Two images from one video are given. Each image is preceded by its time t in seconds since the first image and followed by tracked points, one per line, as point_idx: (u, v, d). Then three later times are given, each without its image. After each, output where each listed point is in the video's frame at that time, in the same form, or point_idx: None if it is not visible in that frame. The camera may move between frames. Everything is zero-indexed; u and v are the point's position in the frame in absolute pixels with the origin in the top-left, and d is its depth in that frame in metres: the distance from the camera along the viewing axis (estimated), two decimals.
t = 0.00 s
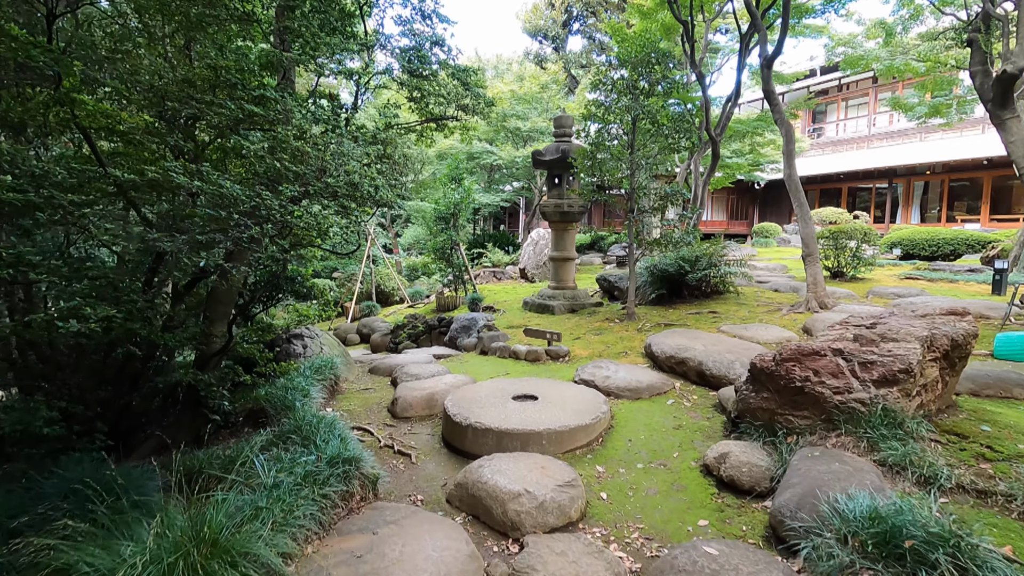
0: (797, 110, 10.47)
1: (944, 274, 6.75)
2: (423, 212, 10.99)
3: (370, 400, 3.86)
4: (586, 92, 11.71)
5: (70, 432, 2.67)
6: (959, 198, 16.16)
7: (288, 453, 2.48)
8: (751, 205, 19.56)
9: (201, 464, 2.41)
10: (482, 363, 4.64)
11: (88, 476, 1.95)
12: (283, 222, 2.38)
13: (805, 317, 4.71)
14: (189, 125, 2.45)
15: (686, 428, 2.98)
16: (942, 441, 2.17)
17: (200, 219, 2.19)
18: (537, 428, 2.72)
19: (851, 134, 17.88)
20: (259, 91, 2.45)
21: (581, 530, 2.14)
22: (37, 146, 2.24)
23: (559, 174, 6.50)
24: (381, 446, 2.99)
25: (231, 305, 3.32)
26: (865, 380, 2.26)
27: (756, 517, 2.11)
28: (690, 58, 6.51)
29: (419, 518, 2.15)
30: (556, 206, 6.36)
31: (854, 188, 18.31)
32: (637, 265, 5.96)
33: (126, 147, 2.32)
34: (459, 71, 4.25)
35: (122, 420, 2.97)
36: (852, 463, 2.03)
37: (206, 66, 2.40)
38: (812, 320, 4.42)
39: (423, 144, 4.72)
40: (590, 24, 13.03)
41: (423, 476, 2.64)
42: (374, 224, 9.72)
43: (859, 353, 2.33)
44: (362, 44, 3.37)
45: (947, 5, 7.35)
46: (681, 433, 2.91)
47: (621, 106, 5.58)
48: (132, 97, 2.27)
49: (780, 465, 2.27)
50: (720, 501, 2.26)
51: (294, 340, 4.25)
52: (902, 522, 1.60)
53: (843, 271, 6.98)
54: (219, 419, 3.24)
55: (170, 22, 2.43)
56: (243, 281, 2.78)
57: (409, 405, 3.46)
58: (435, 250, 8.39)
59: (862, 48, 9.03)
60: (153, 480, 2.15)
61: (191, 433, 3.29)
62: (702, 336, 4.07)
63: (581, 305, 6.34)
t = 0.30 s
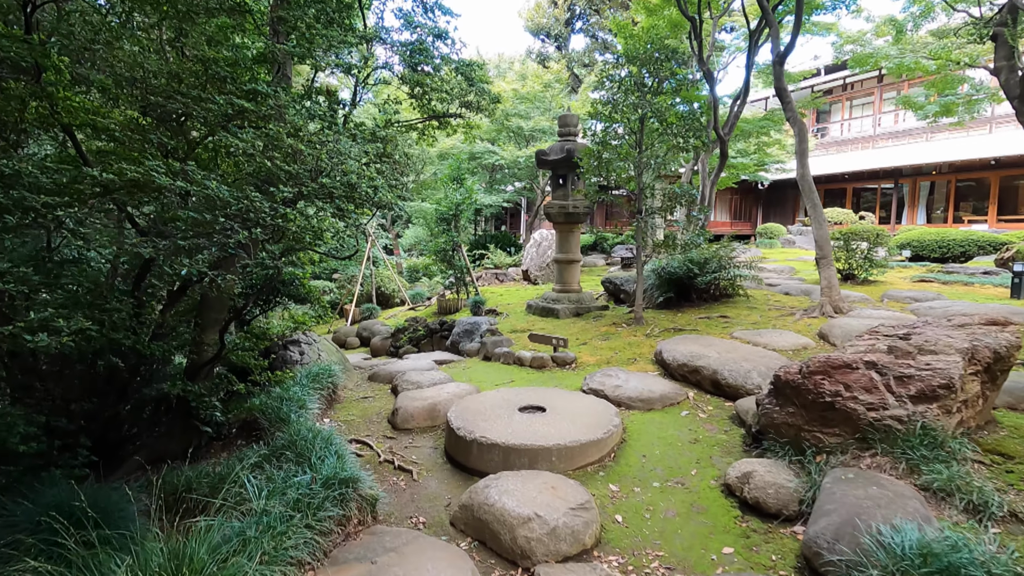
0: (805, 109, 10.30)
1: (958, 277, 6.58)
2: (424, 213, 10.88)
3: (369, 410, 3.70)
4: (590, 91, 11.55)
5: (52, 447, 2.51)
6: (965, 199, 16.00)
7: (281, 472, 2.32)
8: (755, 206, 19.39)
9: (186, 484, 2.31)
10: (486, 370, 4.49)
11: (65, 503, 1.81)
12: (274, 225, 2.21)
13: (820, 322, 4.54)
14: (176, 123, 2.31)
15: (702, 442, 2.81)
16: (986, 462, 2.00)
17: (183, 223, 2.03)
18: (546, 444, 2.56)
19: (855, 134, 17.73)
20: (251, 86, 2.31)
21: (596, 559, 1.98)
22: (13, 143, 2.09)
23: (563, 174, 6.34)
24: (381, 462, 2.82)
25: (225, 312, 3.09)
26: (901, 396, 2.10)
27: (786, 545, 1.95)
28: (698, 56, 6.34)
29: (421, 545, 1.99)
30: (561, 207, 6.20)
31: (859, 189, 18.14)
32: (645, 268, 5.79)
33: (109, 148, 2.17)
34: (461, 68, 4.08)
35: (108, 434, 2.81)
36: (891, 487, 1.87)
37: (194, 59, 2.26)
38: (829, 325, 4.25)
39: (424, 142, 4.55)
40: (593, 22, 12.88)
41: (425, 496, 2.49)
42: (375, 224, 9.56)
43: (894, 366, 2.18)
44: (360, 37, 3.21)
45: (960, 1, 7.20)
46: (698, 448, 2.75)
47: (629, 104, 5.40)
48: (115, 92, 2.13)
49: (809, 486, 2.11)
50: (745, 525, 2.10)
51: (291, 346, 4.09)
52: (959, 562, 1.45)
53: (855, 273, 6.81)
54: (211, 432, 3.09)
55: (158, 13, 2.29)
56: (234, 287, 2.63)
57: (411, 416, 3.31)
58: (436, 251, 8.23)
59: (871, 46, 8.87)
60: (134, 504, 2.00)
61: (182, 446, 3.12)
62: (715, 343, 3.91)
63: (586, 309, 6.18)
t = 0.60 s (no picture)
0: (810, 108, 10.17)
1: (970, 277, 6.45)
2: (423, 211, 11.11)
3: (369, 416, 3.56)
4: (592, 89, 11.42)
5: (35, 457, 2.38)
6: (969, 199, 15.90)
7: (275, 486, 2.19)
8: (757, 206, 19.27)
9: (178, 497, 2.19)
10: (489, 373, 4.36)
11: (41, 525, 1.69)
12: (267, 222, 2.07)
13: (834, 324, 4.41)
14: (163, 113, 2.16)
15: (719, 452, 2.68)
16: None
17: (168, 220, 1.88)
18: (556, 454, 2.43)
19: (858, 133, 17.61)
20: (242, 73, 2.16)
21: None
22: None
23: (567, 172, 6.20)
24: (381, 472, 2.69)
25: (217, 315, 3.03)
26: (938, 405, 1.96)
27: (818, 566, 1.82)
28: (705, 52, 6.20)
29: (425, 565, 1.86)
30: (565, 206, 6.07)
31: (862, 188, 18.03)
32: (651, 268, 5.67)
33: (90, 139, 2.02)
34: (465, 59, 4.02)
35: (94, 441, 2.68)
36: (932, 505, 1.73)
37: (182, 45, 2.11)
38: (843, 327, 4.12)
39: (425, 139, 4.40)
40: (594, 20, 12.76)
41: (428, 509, 2.35)
42: (374, 223, 9.42)
43: (929, 373, 2.04)
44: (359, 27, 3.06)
45: None
46: (715, 458, 2.62)
47: (636, 99, 5.24)
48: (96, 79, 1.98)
49: (839, 502, 1.98)
50: (770, 543, 1.96)
51: (287, 349, 3.96)
52: None
53: (864, 273, 6.69)
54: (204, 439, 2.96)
55: None
56: (226, 289, 2.49)
57: (412, 422, 3.17)
58: (437, 251, 8.09)
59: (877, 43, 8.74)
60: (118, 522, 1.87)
61: (173, 453, 2.97)
62: (727, 345, 3.77)
63: (591, 310, 6.05)
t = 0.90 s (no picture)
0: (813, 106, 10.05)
1: (980, 277, 6.33)
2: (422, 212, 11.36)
3: (368, 422, 3.41)
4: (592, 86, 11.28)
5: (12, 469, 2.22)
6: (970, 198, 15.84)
7: (268, 502, 2.04)
8: (756, 205, 19.18)
9: (164, 512, 2.04)
10: (493, 377, 4.22)
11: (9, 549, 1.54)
12: (259, 217, 1.92)
13: (847, 326, 4.28)
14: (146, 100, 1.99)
15: (739, 461, 2.54)
16: None
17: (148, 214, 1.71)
18: (568, 465, 2.28)
19: (859, 132, 17.54)
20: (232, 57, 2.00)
21: None
22: None
23: (571, 170, 6.06)
24: (381, 484, 2.54)
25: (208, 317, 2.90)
26: (983, 415, 1.83)
27: None
28: (711, 46, 6.05)
29: None
30: (568, 204, 5.92)
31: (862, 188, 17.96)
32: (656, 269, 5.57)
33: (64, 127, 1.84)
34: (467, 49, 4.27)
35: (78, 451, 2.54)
36: (982, 524, 1.59)
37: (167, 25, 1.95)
38: (858, 328, 3.99)
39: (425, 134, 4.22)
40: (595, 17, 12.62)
41: (432, 525, 2.20)
42: (372, 222, 9.26)
43: (972, 381, 1.91)
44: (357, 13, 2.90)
45: None
46: (735, 468, 2.48)
47: (644, 94, 5.06)
48: (71, 60, 1.81)
49: (876, 519, 1.84)
50: (803, 564, 1.82)
51: (283, 352, 3.80)
52: None
53: (872, 274, 6.57)
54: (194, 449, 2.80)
55: None
56: (216, 289, 2.34)
57: (414, 429, 3.03)
58: (436, 251, 7.94)
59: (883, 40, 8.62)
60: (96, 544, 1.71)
61: (161, 464, 2.80)
62: (741, 348, 3.64)
63: (595, 311, 5.91)
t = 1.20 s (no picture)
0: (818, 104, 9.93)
1: (990, 278, 6.21)
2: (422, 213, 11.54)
3: (367, 431, 3.26)
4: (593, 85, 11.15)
5: None
6: (970, 198, 15.80)
7: (261, 527, 1.89)
8: (756, 205, 19.08)
9: (148, 536, 1.90)
10: (496, 383, 4.08)
11: None
12: (250, 218, 1.77)
13: (862, 329, 4.15)
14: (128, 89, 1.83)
15: (761, 476, 2.40)
16: None
17: (126, 217, 1.56)
18: (582, 483, 2.14)
19: (859, 132, 17.47)
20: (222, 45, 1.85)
21: None
22: None
23: (573, 169, 5.92)
24: (383, 502, 2.39)
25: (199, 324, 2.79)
26: None
27: None
28: (718, 43, 5.92)
29: None
30: (571, 204, 5.78)
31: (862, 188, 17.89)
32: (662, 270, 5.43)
33: (39, 119, 1.69)
34: (470, 41, 4.51)
35: (60, 466, 2.38)
36: None
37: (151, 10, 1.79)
38: (874, 333, 3.86)
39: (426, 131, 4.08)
40: (594, 15, 12.50)
41: (437, 548, 2.05)
42: (370, 222, 9.11)
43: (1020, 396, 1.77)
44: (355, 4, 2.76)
45: None
46: (758, 484, 2.34)
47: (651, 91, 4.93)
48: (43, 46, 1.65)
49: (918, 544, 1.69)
50: None
51: (278, 358, 3.64)
52: None
53: (880, 275, 6.46)
54: (184, 463, 2.65)
55: None
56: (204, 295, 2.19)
57: (416, 440, 2.88)
58: (435, 251, 7.80)
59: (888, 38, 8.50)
60: None
61: (148, 476, 2.64)
62: (755, 354, 3.50)
63: (599, 314, 5.77)
